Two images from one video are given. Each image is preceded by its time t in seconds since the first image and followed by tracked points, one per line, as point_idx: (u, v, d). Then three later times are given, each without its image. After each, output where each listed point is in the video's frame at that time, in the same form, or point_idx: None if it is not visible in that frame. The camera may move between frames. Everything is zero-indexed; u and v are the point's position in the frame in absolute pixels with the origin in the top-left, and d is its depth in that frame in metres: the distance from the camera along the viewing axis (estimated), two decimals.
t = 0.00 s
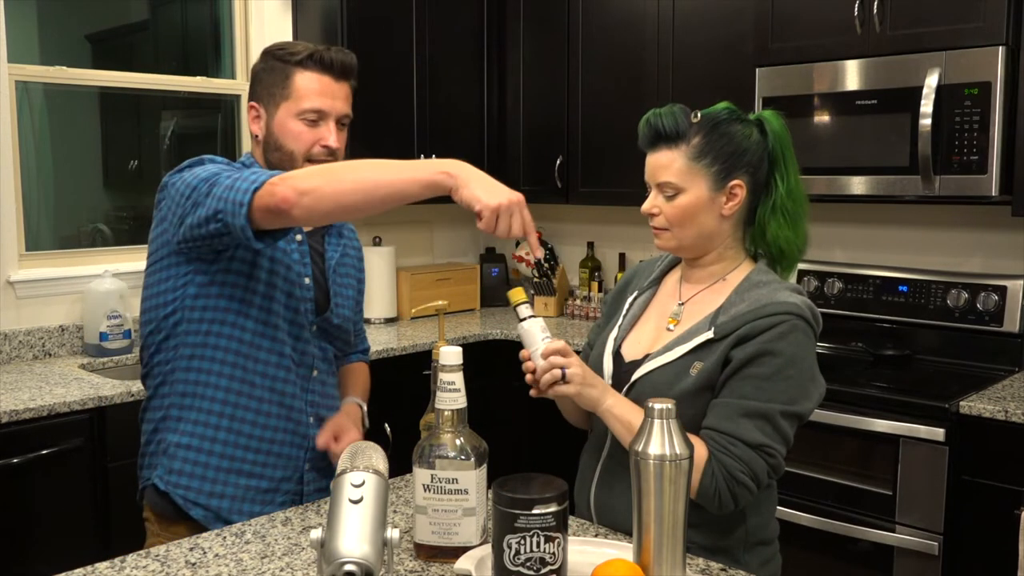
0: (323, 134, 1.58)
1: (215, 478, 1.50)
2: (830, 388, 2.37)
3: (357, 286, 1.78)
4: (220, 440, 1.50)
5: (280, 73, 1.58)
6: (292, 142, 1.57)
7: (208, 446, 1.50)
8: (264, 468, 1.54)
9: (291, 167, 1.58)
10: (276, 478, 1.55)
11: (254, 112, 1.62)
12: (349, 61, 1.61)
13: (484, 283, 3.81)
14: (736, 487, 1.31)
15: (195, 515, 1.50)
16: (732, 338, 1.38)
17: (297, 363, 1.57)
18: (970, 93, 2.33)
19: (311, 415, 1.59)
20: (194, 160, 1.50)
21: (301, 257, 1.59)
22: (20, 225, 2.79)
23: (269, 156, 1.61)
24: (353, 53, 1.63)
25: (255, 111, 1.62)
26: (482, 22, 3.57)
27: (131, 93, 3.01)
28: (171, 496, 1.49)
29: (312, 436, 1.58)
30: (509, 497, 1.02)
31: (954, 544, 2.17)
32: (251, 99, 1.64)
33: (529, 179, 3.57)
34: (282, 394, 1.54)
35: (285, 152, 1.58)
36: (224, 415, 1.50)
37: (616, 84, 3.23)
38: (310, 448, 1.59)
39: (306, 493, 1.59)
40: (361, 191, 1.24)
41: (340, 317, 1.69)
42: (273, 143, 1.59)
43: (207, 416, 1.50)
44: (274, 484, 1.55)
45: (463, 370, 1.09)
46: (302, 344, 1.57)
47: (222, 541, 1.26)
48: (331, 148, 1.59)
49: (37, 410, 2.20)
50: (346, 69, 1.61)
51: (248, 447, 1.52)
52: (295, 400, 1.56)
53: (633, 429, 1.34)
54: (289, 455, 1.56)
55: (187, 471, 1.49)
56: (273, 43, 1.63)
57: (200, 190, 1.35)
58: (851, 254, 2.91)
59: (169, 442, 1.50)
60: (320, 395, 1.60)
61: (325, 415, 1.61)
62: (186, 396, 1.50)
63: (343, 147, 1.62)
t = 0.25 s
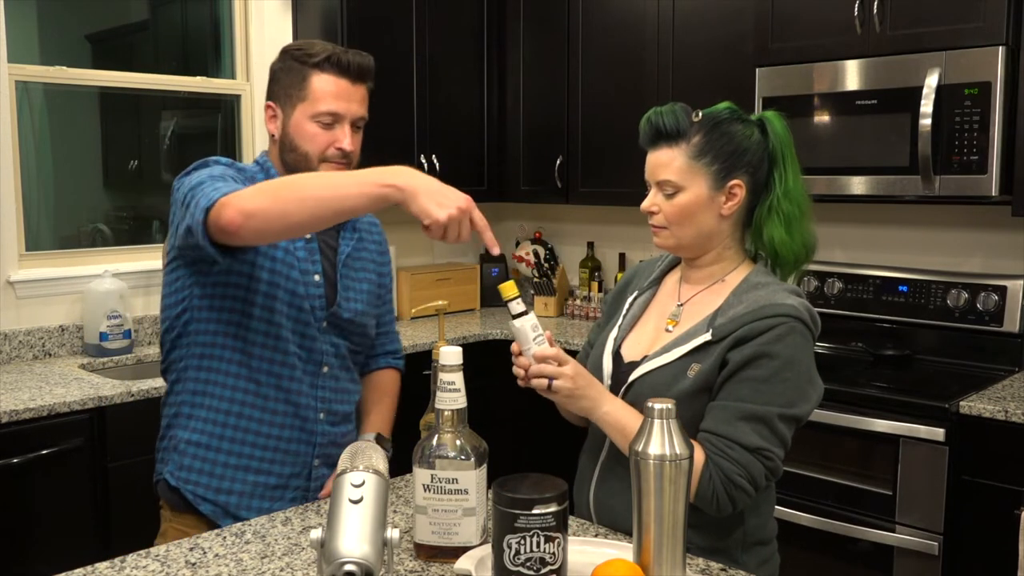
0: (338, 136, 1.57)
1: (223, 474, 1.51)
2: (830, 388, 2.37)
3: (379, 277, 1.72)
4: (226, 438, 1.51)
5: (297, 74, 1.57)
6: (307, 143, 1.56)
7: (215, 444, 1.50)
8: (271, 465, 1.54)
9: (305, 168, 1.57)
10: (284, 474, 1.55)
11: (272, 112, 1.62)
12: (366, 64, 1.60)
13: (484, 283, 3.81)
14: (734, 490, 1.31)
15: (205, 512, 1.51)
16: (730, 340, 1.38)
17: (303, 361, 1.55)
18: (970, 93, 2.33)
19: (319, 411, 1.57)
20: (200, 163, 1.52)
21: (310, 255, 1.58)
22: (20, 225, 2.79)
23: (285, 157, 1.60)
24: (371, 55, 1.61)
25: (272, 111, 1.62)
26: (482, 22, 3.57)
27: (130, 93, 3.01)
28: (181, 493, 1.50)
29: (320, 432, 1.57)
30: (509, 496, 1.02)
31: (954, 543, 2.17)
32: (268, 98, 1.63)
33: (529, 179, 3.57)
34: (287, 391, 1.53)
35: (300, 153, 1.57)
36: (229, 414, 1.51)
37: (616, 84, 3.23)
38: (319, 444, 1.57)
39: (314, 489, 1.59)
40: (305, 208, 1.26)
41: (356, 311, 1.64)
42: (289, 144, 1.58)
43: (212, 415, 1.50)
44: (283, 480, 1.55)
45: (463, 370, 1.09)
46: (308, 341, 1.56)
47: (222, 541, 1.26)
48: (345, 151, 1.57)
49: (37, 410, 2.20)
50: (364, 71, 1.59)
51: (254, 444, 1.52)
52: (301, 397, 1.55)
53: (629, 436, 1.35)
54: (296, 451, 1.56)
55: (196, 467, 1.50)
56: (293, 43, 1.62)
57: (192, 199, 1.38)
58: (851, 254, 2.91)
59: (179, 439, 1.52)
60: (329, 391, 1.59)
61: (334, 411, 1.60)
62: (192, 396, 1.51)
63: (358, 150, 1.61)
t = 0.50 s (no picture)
0: (337, 141, 1.55)
1: (220, 466, 1.53)
2: (830, 388, 2.37)
3: (395, 274, 1.67)
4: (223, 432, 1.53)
5: (296, 79, 1.55)
6: (305, 148, 1.55)
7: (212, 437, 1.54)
8: (265, 460, 1.55)
9: (305, 173, 1.57)
10: (277, 470, 1.55)
11: (276, 115, 1.62)
12: (366, 68, 1.57)
13: (484, 283, 3.81)
14: (738, 490, 1.31)
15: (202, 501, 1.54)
16: (730, 338, 1.38)
17: (299, 360, 1.55)
18: (970, 93, 2.33)
19: (316, 410, 1.57)
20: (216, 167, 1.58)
21: (312, 255, 1.57)
22: (20, 225, 2.79)
23: (287, 160, 1.60)
24: (370, 59, 1.58)
25: (276, 114, 1.62)
26: (482, 23, 3.57)
27: (130, 93, 3.01)
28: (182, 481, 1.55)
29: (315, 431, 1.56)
30: (509, 497, 1.02)
31: (953, 543, 2.17)
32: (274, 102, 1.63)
33: (529, 179, 3.57)
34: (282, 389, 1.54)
35: (299, 158, 1.56)
36: (224, 409, 1.53)
37: (616, 84, 3.22)
38: (313, 442, 1.57)
39: (309, 487, 1.58)
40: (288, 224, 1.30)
41: (361, 310, 1.60)
42: (289, 148, 1.58)
43: (210, 409, 1.54)
44: (276, 476, 1.55)
45: (463, 370, 1.09)
46: (305, 340, 1.55)
47: (222, 541, 1.26)
48: (343, 156, 1.55)
49: (37, 410, 2.20)
50: (364, 75, 1.57)
51: (250, 439, 1.54)
52: (297, 395, 1.55)
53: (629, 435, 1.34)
54: (291, 448, 1.56)
55: (195, 458, 1.53)
56: (298, 46, 1.60)
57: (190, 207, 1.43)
58: (851, 254, 2.91)
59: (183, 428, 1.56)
60: (328, 390, 1.58)
61: (333, 411, 1.59)
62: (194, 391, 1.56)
63: (359, 154, 1.59)
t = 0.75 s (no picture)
0: (313, 142, 1.52)
1: (218, 476, 1.53)
2: (830, 388, 2.37)
3: (380, 268, 1.67)
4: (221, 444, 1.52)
5: (265, 83, 1.51)
6: (282, 152, 1.52)
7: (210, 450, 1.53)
8: (265, 466, 1.54)
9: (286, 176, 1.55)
10: (278, 475, 1.55)
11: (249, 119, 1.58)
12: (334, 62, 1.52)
13: (484, 283, 3.81)
14: (740, 489, 1.31)
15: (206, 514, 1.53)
16: (731, 336, 1.38)
17: (290, 362, 1.54)
18: (970, 93, 2.33)
19: (312, 411, 1.56)
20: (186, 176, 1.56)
21: (297, 254, 1.56)
22: (20, 224, 2.79)
23: (266, 164, 1.57)
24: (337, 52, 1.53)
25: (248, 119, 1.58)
26: (482, 23, 3.57)
27: (130, 93, 3.01)
28: (183, 497, 1.54)
29: (312, 431, 1.56)
30: (509, 497, 1.02)
31: (953, 543, 2.17)
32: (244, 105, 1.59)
33: (529, 179, 3.57)
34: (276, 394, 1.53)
35: (278, 163, 1.54)
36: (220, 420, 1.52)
37: (616, 84, 3.22)
38: (311, 443, 1.56)
39: (311, 488, 1.58)
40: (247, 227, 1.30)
41: (348, 308, 1.60)
42: (267, 152, 1.55)
43: (205, 422, 1.53)
44: (277, 481, 1.55)
45: (463, 370, 1.09)
46: (293, 342, 1.54)
47: (222, 541, 1.26)
48: (322, 156, 1.52)
49: (37, 410, 2.20)
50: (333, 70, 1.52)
51: (249, 448, 1.53)
52: (291, 398, 1.54)
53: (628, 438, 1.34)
54: (289, 451, 1.55)
55: (193, 469, 1.53)
56: (263, 46, 1.55)
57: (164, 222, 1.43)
58: (851, 254, 2.91)
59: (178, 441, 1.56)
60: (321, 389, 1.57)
61: (328, 409, 1.58)
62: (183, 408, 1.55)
63: (339, 150, 1.56)
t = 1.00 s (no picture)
0: (271, 122, 1.51)
1: (184, 501, 1.51)
2: (830, 388, 2.37)
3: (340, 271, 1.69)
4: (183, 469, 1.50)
5: (228, 62, 1.53)
6: (239, 132, 1.52)
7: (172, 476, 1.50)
8: (232, 487, 1.53)
9: (238, 158, 1.52)
10: (247, 493, 1.54)
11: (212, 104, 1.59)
12: (303, 49, 1.55)
13: (484, 283, 3.81)
14: (740, 490, 1.31)
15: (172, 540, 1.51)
16: (731, 335, 1.38)
17: (255, 377, 1.54)
18: (970, 93, 2.33)
19: (278, 423, 1.56)
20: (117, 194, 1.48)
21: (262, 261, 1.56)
22: (20, 225, 2.79)
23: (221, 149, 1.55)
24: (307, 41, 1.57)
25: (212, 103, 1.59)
26: (482, 22, 3.57)
27: (130, 93, 3.01)
28: (145, 524, 1.50)
29: (279, 445, 1.56)
30: (510, 497, 1.02)
31: (953, 543, 2.17)
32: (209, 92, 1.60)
33: (529, 179, 3.57)
34: (240, 411, 1.52)
35: (233, 143, 1.52)
36: (182, 444, 1.49)
37: (617, 84, 3.23)
38: (279, 456, 1.56)
39: (281, 502, 1.58)
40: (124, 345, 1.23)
41: (312, 309, 1.61)
42: (223, 134, 1.54)
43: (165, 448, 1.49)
44: (246, 498, 1.54)
45: (463, 370, 1.09)
46: (255, 354, 1.54)
47: (222, 541, 1.26)
48: (279, 138, 1.52)
49: (37, 410, 2.20)
50: (300, 56, 1.55)
51: (214, 469, 1.51)
52: (257, 414, 1.54)
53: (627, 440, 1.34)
54: (257, 468, 1.55)
55: (155, 498, 1.50)
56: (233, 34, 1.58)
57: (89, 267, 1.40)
58: (851, 254, 2.91)
59: (129, 471, 1.51)
60: (287, 401, 1.57)
61: (294, 422, 1.58)
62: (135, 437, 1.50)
63: (298, 138, 1.55)
